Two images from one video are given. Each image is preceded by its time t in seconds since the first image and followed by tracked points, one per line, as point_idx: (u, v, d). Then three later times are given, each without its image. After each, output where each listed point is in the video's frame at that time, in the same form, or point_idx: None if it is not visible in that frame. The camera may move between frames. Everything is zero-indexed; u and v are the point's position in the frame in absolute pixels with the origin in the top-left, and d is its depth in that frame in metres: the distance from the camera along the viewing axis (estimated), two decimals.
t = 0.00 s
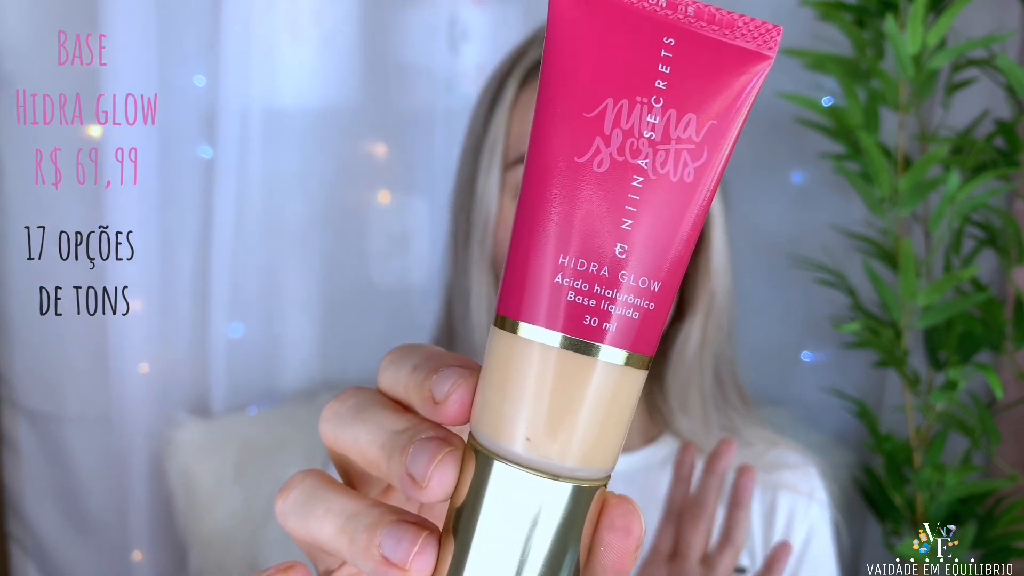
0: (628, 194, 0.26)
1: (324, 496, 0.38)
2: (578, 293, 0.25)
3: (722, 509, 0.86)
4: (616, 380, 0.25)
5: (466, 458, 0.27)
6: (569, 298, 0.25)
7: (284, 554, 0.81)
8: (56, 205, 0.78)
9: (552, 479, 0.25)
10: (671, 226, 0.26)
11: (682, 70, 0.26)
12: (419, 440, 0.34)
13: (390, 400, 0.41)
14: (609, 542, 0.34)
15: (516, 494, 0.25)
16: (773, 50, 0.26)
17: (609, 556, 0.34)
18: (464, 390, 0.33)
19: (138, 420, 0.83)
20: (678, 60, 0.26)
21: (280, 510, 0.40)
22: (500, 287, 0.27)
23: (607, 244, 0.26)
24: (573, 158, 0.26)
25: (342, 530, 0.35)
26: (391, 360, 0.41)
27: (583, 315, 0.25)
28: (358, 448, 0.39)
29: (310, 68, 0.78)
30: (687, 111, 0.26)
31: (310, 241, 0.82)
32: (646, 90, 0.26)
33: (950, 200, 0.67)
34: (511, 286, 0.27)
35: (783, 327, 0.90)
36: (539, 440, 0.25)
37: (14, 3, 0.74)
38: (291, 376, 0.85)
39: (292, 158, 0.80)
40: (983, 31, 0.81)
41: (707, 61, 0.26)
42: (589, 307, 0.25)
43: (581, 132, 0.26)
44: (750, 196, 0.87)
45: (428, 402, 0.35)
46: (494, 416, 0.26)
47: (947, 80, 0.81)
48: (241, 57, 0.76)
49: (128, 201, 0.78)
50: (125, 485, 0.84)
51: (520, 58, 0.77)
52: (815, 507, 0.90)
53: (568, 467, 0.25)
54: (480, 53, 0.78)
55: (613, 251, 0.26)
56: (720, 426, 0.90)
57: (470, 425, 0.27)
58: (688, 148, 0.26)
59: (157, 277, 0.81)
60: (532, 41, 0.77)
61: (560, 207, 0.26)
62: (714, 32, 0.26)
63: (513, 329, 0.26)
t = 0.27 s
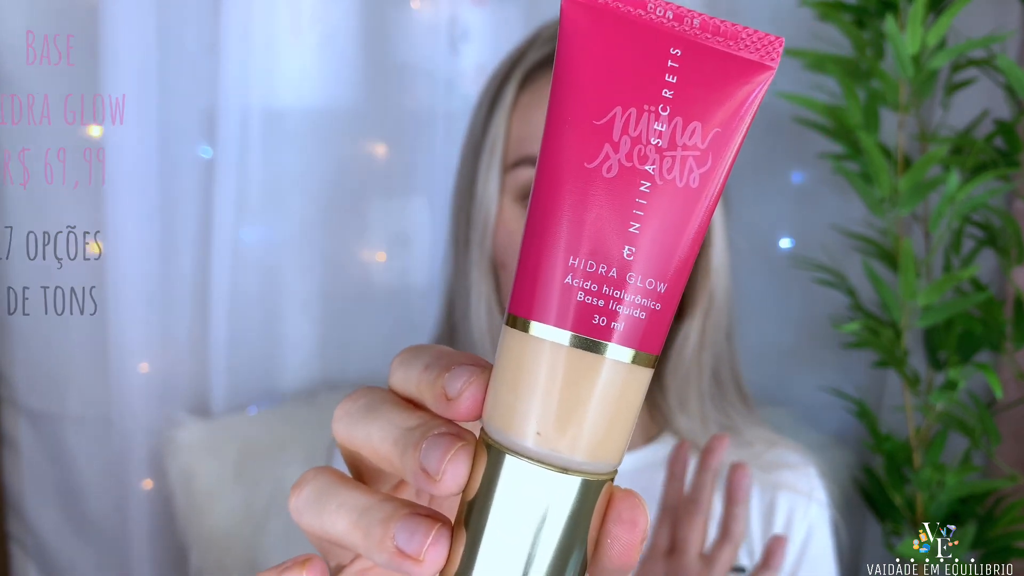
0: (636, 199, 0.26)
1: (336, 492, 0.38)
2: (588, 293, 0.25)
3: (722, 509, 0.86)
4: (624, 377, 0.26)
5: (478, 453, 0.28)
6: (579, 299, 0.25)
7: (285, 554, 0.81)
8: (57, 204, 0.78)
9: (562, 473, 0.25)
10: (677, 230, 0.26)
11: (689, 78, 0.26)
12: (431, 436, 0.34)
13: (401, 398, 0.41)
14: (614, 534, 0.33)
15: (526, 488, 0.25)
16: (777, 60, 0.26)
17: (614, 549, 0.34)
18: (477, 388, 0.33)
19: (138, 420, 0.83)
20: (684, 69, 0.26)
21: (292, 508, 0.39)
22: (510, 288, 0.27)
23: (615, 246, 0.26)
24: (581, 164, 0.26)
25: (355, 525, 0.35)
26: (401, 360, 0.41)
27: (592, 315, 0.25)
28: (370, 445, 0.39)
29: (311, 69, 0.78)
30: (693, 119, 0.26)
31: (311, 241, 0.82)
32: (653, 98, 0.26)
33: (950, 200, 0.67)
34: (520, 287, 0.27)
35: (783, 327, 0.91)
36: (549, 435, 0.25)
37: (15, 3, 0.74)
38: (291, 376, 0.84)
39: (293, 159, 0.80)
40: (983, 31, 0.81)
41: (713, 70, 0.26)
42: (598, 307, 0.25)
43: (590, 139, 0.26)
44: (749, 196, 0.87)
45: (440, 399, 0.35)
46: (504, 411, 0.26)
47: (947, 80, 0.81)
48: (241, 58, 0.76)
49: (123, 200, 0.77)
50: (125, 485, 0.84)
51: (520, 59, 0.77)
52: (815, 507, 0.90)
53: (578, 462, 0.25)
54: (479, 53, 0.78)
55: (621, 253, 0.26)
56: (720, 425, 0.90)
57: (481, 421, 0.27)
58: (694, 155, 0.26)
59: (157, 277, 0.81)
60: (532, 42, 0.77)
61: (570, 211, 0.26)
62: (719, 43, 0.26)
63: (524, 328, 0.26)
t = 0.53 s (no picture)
0: (633, 195, 0.26)
1: (345, 477, 0.38)
2: (587, 285, 0.26)
3: (721, 508, 0.86)
4: (622, 364, 0.26)
5: (482, 437, 0.28)
6: (579, 290, 0.25)
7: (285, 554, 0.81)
8: (58, 204, 0.78)
9: (563, 454, 0.25)
10: (672, 226, 0.26)
11: (683, 83, 0.26)
12: (438, 422, 0.34)
13: (406, 389, 0.41)
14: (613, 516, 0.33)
15: (528, 472, 0.25)
16: (765, 68, 0.27)
17: (612, 530, 0.34)
18: (482, 375, 0.33)
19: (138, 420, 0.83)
20: (678, 73, 0.26)
21: (302, 494, 0.39)
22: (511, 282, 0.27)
23: (612, 240, 0.26)
24: (579, 163, 0.27)
25: (364, 508, 0.35)
26: (407, 353, 0.41)
27: (591, 304, 0.25)
28: (378, 434, 0.39)
29: (310, 69, 0.78)
30: (687, 121, 0.26)
31: (311, 241, 0.82)
32: (648, 101, 0.26)
33: (950, 200, 0.67)
34: (520, 281, 0.27)
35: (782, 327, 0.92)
36: (551, 419, 0.25)
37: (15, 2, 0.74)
38: (291, 376, 0.84)
39: (293, 159, 0.80)
40: (982, 31, 0.81)
41: (706, 77, 0.26)
42: (597, 297, 0.25)
43: (587, 140, 0.26)
44: (746, 197, 0.87)
45: (446, 387, 0.35)
46: (508, 396, 0.26)
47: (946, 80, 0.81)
48: (240, 59, 0.76)
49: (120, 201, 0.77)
50: (126, 484, 0.84)
51: (520, 60, 0.77)
52: (813, 506, 0.89)
53: (578, 444, 0.25)
54: (479, 54, 0.78)
55: (618, 247, 0.26)
56: (718, 423, 0.90)
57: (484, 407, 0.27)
58: (688, 155, 0.26)
59: (157, 277, 0.80)
60: (532, 43, 0.77)
61: (569, 206, 0.26)
62: (712, 49, 0.27)
63: (527, 318, 0.26)
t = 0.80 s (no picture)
0: (644, 192, 0.26)
1: (346, 470, 0.38)
2: (595, 280, 0.25)
3: (722, 508, 0.85)
4: (628, 362, 0.26)
5: (482, 432, 0.28)
6: (586, 286, 0.25)
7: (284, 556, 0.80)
8: (59, 204, 0.79)
9: (564, 452, 0.25)
10: (683, 225, 0.26)
11: (699, 81, 0.26)
12: (439, 415, 0.34)
13: (410, 384, 0.41)
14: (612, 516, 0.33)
15: (529, 468, 0.25)
16: (783, 68, 0.27)
17: (612, 531, 0.34)
18: (485, 369, 0.33)
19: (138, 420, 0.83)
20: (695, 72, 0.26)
21: (303, 487, 0.39)
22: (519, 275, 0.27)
23: (622, 237, 0.26)
24: (592, 158, 0.27)
25: (363, 502, 0.35)
26: (410, 347, 0.41)
27: (598, 301, 0.25)
28: (379, 428, 0.38)
29: (311, 69, 0.78)
30: (701, 119, 0.26)
31: (311, 240, 0.82)
32: (662, 98, 0.26)
33: (949, 200, 0.67)
34: (529, 275, 0.27)
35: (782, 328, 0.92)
36: (554, 415, 0.25)
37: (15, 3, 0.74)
38: (291, 376, 0.85)
39: (293, 159, 0.80)
40: (982, 31, 0.81)
41: (722, 75, 0.26)
42: (604, 294, 0.25)
43: (601, 135, 0.26)
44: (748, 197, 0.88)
45: (449, 381, 0.35)
46: (510, 391, 0.26)
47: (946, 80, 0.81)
48: (241, 58, 0.76)
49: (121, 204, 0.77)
50: (126, 484, 0.84)
51: (520, 59, 0.77)
52: (813, 506, 0.89)
53: (580, 442, 0.25)
54: (479, 55, 0.78)
55: (628, 244, 0.26)
56: (719, 423, 0.90)
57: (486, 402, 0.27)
58: (701, 154, 0.26)
59: (157, 279, 0.80)
60: (532, 42, 0.77)
61: (580, 201, 0.26)
62: (728, 50, 0.27)
63: (533, 312, 0.26)
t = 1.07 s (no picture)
0: (684, 215, 0.25)
1: (315, 468, 0.38)
2: (615, 298, 0.25)
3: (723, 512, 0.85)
4: (630, 391, 0.26)
5: (464, 435, 0.28)
6: (605, 302, 0.25)
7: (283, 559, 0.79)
8: (58, 204, 0.78)
9: (547, 472, 0.25)
10: (717, 257, 0.26)
11: (767, 111, 0.25)
12: (419, 414, 0.34)
13: (400, 383, 0.41)
14: (585, 547, 0.34)
15: (505, 481, 0.26)
16: (858, 113, 0.25)
17: (584, 562, 0.34)
18: (478, 371, 0.33)
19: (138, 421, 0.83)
20: (765, 99, 0.25)
21: (273, 486, 0.39)
22: (542, 274, 0.27)
23: (652, 256, 0.25)
24: (638, 169, 0.26)
25: (328, 499, 0.35)
26: (404, 346, 0.41)
27: (613, 321, 0.25)
28: (360, 427, 0.39)
29: (311, 70, 0.78)
30: (761, 150, 0.25)
31: (310, 241, 0.82)
32: (724, 119, 0.25)
33: (950, 200, 0.67)
34: (553, 276, 0.27)
35: (782, 328, 0.92)
36: (542, 430, 0.25)
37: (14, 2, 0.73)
38: (291, 375, 0.85)
39: (294, 160, 0.80)
40: (983, 31, 0.81)
41: (792, 108, 0.25)
42: (621, 314, 0.25)
43: (651, 146, 0.26)
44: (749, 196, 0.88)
45: (440, 382, 0.35)
46: (503, 398, 0.26)
47: (947, 80, 0.81)
48: (241, 57, 0.75)
49: (119, 207, 0.76)
50: (125, 484, 0.84)
51: (521, 59, 0.77)
52: (813, 507, 0.89)
53: (564, 464, 0.25)
54: (479, 54, 0.78)
55: (658, 266, 0.25)
56: (720, 424, 0.90)
57: (476, 406, 0.28)
58: (752, 186, 0.25)
59: (157, 279, 0.80)
60: (534, 42, 0.77)
61: (618, 211, 0.26)
62: (806, 82, 0.25)
63: (543, 319, 0.26)
